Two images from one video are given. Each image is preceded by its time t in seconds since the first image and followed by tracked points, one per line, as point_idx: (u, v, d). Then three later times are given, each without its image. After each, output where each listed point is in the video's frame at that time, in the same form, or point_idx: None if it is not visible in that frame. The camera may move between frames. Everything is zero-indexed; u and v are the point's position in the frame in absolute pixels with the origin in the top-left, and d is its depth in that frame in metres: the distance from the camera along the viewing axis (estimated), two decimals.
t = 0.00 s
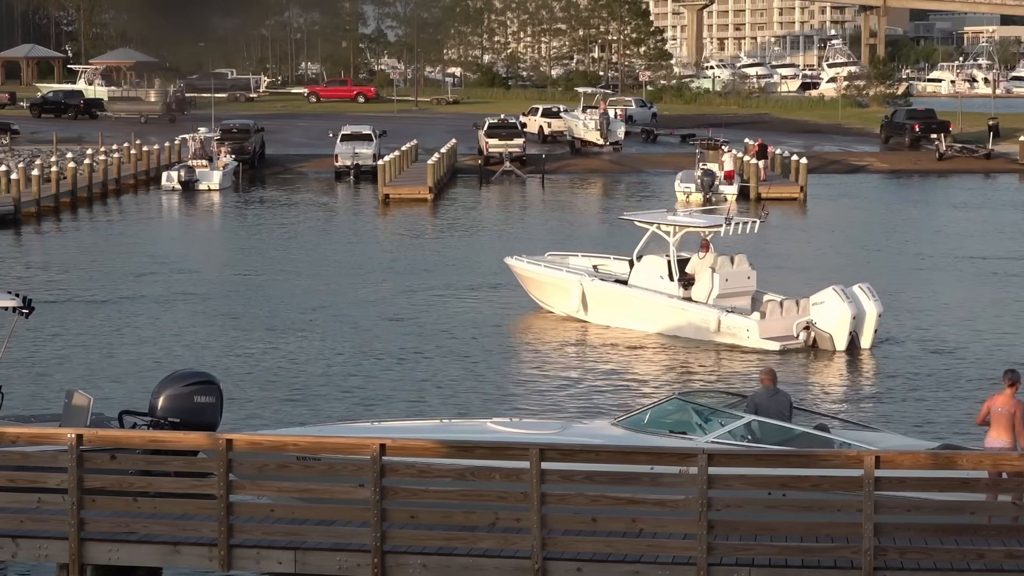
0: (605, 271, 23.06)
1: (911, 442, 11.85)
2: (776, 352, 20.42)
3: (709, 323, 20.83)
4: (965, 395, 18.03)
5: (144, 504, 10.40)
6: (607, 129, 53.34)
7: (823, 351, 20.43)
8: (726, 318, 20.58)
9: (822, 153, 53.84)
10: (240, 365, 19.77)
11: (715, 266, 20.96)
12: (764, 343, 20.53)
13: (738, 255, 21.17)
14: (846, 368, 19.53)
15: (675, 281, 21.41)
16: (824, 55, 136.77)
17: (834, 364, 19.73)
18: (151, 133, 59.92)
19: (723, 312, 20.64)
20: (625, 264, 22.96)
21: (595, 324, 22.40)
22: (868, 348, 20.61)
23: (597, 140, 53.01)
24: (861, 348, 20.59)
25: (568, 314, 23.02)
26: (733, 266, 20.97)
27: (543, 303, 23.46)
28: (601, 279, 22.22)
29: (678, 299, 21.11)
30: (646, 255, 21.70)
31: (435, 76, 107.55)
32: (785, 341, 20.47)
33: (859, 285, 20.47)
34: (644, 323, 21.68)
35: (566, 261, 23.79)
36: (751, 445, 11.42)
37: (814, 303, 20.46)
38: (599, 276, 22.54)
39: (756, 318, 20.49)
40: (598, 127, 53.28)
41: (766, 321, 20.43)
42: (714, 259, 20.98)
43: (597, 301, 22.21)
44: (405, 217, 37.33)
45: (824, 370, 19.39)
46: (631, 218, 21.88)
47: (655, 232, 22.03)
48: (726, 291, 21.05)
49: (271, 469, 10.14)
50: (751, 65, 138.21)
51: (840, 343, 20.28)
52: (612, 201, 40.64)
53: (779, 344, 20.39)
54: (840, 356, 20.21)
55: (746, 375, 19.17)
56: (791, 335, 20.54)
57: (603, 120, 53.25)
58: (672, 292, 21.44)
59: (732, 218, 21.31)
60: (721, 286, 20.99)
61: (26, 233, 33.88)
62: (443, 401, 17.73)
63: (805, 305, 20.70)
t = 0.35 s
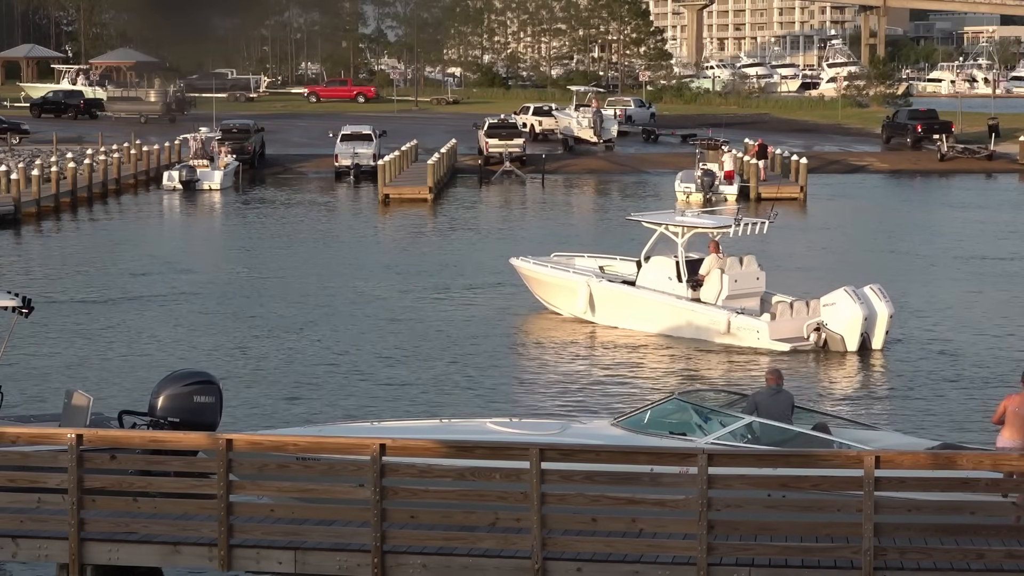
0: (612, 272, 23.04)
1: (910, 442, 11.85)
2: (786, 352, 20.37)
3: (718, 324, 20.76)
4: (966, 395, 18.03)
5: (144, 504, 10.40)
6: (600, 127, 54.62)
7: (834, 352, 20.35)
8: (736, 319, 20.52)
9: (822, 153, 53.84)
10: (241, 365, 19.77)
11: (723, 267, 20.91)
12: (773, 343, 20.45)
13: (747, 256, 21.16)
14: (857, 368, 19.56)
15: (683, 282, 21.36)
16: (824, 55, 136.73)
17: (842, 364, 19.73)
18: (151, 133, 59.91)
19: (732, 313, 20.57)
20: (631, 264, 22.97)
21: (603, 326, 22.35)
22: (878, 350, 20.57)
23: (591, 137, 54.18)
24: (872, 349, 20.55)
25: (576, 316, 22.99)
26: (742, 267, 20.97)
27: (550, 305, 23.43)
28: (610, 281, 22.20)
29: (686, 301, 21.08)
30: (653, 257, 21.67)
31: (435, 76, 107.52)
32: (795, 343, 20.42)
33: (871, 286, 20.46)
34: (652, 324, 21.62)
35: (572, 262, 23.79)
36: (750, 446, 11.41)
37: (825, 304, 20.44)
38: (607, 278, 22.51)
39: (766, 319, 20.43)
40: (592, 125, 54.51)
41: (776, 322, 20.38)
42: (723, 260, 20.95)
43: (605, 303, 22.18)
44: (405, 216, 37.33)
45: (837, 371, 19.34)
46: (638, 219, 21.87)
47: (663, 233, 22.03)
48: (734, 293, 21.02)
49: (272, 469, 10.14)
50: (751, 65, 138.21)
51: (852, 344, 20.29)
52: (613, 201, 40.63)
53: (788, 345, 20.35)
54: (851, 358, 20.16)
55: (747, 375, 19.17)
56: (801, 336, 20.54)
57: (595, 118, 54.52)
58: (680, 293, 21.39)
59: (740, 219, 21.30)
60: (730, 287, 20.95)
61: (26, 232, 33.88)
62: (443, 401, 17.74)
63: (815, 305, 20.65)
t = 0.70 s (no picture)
0: (618, 273, 23.00)
1: (910, 441, 11.85)
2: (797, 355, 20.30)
3: (728, 325, 20.75)
4: (967, 395, 18.03)
5: (144, 504, 10.41)
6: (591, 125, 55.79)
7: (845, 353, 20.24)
8: (746, 320, 20.51)
9: (822, 153, 53.83)
10: (241, 365, 19.77)
11: (732, 269, 20.80)
12: (782, 344, 20.40)
13: (756, 256, 21.00)
14: (867, 369, 19.46)
15: (692, 282, 21.36)
16: (824, 55, 136.74)
17: (850, 365, 19.67)
18: (151, 133, 59.93)
19: (742, 314, 20.57)
20: (637, 265, 22.93)
21: (610, 327, 22.29)
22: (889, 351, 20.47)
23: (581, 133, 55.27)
24: (882, 351, 20.45)
25: (581, 317, 22.93)
26: (751, 268, 20.82)
27: (555, 306, 23.36)
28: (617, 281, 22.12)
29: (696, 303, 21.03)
30: (661, 258, 21.65)
31: (435, 76, 107.48)
32: (805, 343, 20.37)
33: (882, 286, 20.35)
34: (660, 326, 21.56)
35: (578, 263, 23.80)
36: (749, 446, 11.41)
37: (835, 305, 20.37)
38: (613, 278, 22.46)
39: (776, 321, 20.39)
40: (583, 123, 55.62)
41: (786, 323, 20.33)
42: (731, 261, 20.81)
43: (612, 304, 22.10)
44: (404, 216, 37.31)
45: (845, 372, 19.28)
46: (646, 220, 21.87)
47: (672, 234, 21.95)
48: (743, 293, 20.91)
49: (272, 469, 10.15)
50: (751, 65, 138.19)
51: (863, 346, 20.19)
52: (613, 201, 40.64)
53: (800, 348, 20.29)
54: (863, 359, 20.04)
55: (747, 375, 19.17)
56: (811, 337, 20.46)
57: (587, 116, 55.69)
58: (688, 293, 21.38)
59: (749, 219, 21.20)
60: (740, 289, 20.84)
61: (25, 232, 33.88)
62: (444, 401, 17.74)
63: (825, 307, 20.59)
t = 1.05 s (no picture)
0: (624, 274, 22.96)
1: (910, 442, 11.84)
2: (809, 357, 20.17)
3: (738, 327, 20.65)
4: (968, 395, 18.02)
5: (144, 503, 10.40)
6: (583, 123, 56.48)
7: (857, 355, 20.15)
8: (757, 321, 20.42)
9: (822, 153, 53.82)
10: (241, 365, 19.77)
11: (742, 270, 20.71)
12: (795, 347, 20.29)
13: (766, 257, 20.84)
14: (879, 369, 19.41)
15: (700, 284, 21.27)
16: (824, 55, 136.73)
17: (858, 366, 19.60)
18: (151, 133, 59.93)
19: (753, 316, 20.49)
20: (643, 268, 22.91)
21: (618, 329, 22.21)
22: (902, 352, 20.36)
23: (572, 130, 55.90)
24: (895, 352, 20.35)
25: (589, 319, 22.84)
26: (761, 269, 20.67)
27: (563, 309, 23.29)
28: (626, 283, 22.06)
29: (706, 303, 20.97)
30: (671, 258, 21.56)
31: (435, 76, 107.46)
32: (818, 346, 20.24)
33: (894, 287, 20.23)
34: (671, 327, 21.46)
35: (585, 263, 23.81)
36: (750, 445, 11.42)
37: (847, 306, 20.27)
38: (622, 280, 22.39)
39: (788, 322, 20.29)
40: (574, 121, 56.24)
41: (798, 325, 20.21)
42: (742, 262, 20.72)
43: (621, 305, 22.03)
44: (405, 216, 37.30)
45: (857, 372, 19.20)
46: (656, 220, 21.85)
47: (682, 235, 21.93)
48: (754, 295, 20.81)
49: (272, 469, 10.14)
50: (751, 65, 138.18)
51: (876, 347, 20.12)
52: (613, 201, 40.63)
53: (813, 349, 20.17)
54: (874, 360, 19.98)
55: (748, 376, 19.17)
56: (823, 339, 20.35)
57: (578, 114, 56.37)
58: (697, 295, 21.29)
59: (760, 220, 21.13)
60: (750, 290, 20.75)
61: (25, 232, 33.88)
62: (444, 401, 17.74)
63: (837, 308, 20.50)
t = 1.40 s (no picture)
0: (630, 274, 22.87)
1: (911, 442, 11.83)
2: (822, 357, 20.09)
3: (749, 328, 20.58)
4: (968, 395, 18.03)
5: (144, 503, 10.39)
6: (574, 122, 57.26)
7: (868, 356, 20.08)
8: (769, 322, 20.36)
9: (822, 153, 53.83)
10: (240, 365, 19.76)
11: (752, 271, 20.65)
12: (807, 348, 20.20)
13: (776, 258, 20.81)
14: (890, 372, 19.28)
15: (709, 285, 21.18)
16: (824, 55, 136.72)
17: (867, 367, 19.53)
18: (151, 133, 59.94)
19: (763, 317, 20.44)
20: (651, 268, 22.72)
21: (626, 330, 22.08)
22: (914, 354, 20.27)
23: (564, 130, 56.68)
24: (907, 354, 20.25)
25: (596, 320, 22.70)
26: (771, 271, 20.65)
27: (568, 309, 23.14)
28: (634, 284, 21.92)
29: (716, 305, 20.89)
30: (680, 259, 21.43)
31: (435, 76, 107.43)
32: (830, 347, 20.16)
33: (906, 288, 20.14)
34: (681, 328, 21.35)
35: (591, 264, 23.59)
36: (752, 445, 11.44)
37: (859, 308, 20.18)
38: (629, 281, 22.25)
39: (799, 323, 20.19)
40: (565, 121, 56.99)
41: (809, 327, 20.10)
42: (753, 263, 20.67)
43: (629, 306, 21.90)
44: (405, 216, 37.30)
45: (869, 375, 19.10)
46: (665, 221, 21.70)
47: (690, 235, 21.80)
48: (763, 296, 20.79)
49: (272, 469, 10.13)
50: (751, 65, 138.15)
51: (888, 350, 19.99)
52: (613, 201, 40.64)
53: (825, 351, 20.09)
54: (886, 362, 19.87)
55: (748, 375, 19.16)
56: (834, 341, 20.26)
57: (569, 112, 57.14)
58: (706, 296, 21.21)
59: (770, 221, 21.11)
60: (759, 291, 20.72)
61: (25, 232, 33.88)
62: (445, 401, 17.74)
63: (848, 309, 20.41)
